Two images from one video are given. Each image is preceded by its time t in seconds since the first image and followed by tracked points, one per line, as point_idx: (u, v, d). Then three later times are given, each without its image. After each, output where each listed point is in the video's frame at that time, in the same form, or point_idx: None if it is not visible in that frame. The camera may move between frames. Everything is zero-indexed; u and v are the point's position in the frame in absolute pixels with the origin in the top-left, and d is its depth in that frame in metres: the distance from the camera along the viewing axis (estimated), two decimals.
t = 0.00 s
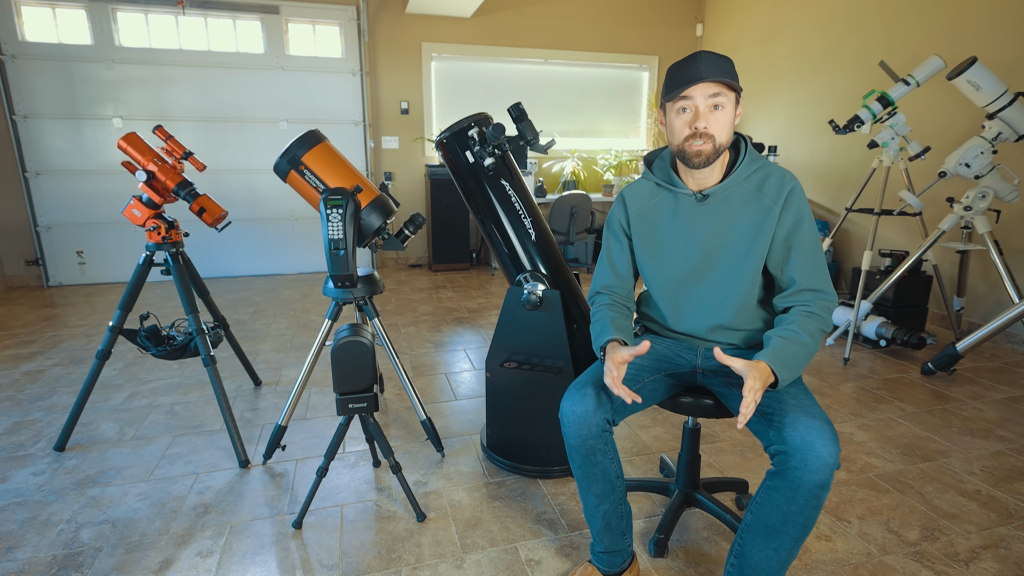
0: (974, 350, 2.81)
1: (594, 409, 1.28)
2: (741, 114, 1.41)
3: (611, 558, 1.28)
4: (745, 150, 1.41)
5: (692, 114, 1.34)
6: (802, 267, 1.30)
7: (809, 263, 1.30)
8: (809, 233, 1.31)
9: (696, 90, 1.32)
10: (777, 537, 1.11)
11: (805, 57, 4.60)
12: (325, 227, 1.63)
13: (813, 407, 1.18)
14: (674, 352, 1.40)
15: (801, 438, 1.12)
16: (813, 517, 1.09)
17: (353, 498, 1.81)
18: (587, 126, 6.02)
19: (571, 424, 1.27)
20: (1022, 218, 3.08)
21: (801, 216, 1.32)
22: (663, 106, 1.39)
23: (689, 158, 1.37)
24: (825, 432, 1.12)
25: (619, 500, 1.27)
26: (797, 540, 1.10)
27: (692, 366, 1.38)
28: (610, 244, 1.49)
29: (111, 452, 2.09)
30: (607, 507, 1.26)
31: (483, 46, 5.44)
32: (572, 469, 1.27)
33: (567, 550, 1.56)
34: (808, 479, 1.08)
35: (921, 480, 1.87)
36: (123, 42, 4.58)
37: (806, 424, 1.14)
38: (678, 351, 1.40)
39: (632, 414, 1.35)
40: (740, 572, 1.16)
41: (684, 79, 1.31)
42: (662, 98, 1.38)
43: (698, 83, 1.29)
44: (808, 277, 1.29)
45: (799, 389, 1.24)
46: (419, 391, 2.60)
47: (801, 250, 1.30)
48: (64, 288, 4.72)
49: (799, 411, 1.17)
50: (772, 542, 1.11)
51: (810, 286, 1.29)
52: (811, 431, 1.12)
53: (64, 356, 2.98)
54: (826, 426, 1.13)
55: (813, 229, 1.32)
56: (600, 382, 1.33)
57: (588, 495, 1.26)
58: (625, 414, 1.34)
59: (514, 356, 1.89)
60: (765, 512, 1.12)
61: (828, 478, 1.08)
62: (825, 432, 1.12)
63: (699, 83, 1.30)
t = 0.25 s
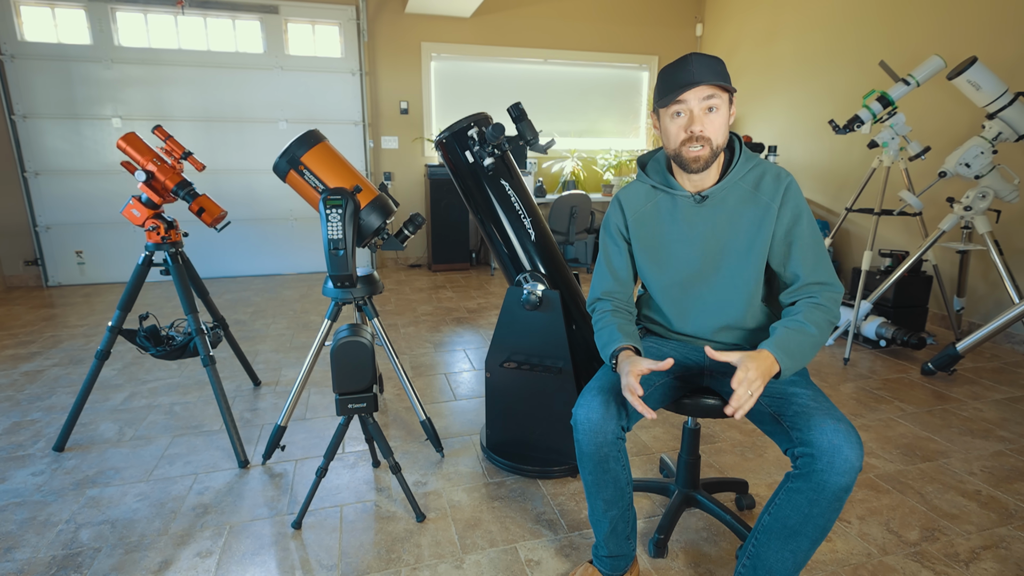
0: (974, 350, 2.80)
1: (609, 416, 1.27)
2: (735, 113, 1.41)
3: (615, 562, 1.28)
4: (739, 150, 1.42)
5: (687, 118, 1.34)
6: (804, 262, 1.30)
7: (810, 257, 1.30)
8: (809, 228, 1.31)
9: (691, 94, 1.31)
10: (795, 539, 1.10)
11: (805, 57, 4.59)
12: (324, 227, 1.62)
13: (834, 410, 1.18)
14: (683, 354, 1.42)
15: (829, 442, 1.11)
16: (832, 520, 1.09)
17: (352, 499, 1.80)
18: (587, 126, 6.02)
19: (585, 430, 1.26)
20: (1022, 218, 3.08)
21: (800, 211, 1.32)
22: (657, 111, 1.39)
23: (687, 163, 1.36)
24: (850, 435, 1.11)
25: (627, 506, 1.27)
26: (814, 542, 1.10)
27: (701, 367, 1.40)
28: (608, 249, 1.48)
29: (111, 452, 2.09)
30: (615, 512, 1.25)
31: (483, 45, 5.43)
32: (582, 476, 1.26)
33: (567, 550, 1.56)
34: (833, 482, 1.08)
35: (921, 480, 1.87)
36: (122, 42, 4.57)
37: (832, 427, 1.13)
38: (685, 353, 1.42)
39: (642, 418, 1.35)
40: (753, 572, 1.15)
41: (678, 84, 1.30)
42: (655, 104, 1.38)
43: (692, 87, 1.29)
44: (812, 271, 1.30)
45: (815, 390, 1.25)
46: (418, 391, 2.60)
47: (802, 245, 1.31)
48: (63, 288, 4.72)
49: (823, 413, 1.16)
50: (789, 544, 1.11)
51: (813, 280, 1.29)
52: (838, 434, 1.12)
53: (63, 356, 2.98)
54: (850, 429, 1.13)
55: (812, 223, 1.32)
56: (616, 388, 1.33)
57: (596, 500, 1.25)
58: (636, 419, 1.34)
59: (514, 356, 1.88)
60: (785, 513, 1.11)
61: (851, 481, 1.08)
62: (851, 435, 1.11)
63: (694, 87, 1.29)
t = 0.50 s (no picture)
0: (974, 350, 2.80)
1: (615, 417, 1.24)
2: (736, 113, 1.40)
3: (616, 563, 1.27)
4: (741, 150, 1.42)
5: (690, 119, 1.33)
6: (805, 258, 1.30)
7: (811, 253, 1.30)
8: (810, 224, 1.31)
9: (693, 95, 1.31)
10: (796, 539, 1.10)
11: (805, 57, 4.59)
12: (323, 227, 1.62)
13: (834, 409, 1.16)
14: (682, 353, 1.38)
15: (830, 442, 1.10)
16: (833, 519, 1.09)
17: (351, 499, 1.80)
18: (586, 126, 6.02)
19: (589, 432, 1.23)
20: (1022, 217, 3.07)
21: (801, 208, 1.32)
22: (658, 113, 1.38)
23: (691, 163, 1.36)
24: (851, 435, 1.10)
25: (628, 506, 1.26)
26: (815, 542, 1.10)
27: (702, 368, 1.36)
28: (609, 245, 1.46)
29: (110, 452, 2.08)
30: (617, 513, 1.24)
31: (482, 45, 5.43)
32: (585, 477, 1.24)
33: (567, 550, 1.56)
34: (834, 482, 1.07)
35: (922, 480, 1.87)
36: (121, 42, 4.57)
37: (833, 426, 1.12)
38: (687, 353, 1.38)
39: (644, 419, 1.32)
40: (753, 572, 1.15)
41: (680, 86, 1.30)
42: (657, 106, 1.37)
43: (695, 89, 1.28)
44: (814, 268, 1.30)
45: (815, 388, 1.23)
46: (418, 391, 2.60)
47: (802, 241, 1.31)
48: (62, 288, 4.72)
49: (823, 413, 1.15)
50: (790, 544, 1.11)
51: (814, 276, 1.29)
52: (839, 434, 1.10)
53: (63, 356, 2.98)
54: (851, 429, 1.12)
55: (813, 221, 1.32)
56: (621, 390, 1.28)
57: (598, 502, 1.23)
58: (638, 420, 1.31)
59: (514, 356, 1.88)
60: (785, 514, 1.11)
61: (853, 481, 1.07)
62: (852, 435, 1.10)
63: (696, 89, 1.29)
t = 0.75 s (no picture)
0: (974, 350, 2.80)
1: (604, 411, 1.25)
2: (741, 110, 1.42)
3: (614, 561, 1.27)
4: (742, 147, 1.42)
5: (695, 99, 1.34)
6: (802, 258, 1.30)
7: (808, 253, 1.30)
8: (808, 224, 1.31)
9: (701, 74, 1.32)
10: (779, 538, 1.10)
11: (805, 56, 4.59)
12: (323, 227, 1.61)
13: (814, 406, 1.16)
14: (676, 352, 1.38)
15: (804, 439, 1.10)
16: (815, 517, 1.08)
17: (351, 500, 1.80)
18: (586, 126, 6.02)
19: (580, 426, 1.25)
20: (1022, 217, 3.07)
21: (800, 207, 1.32)
22: (667, 93, 1.40)
23: (691, 143, 1.36)
24: (827, 431, 1.10)
25: (624, 503, 1.26)
26: (800, 540, 1.10)
27: (695, 366, 1.36)
28: (612, 238, 1.48)
29: (109, 453, 2.08)
30: (612, 510, 1.25)
31: (482, 45, 5.43)
32: (578, 472, 1.25)
33: (566, 551, 1.55)
34: (811, 479, 1.07)
35: (922, 481, 1.87)
36: (121, 42, 4.57)
37: (809, 424, 1.12)
38: (680, 352, 1.38)
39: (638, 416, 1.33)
40: (742, 572, 1.15)
41: (689, 63, 1.32)
42: (666, 85, 1.39)
43: (702, 65, 1.30)
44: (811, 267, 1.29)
45: (798, 385, 1.23)
46: (417, 391, 2.60)
47: (799, 241, 1.31)
48: (62, 288, 4.72)
49: (800, 410, 1.15)
50: (774, 543, 1.10)
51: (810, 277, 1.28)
52: (814, 431, 1.11)
53: (62, 356, 2.98)
54: (828, 425, 1.12)
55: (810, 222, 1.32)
56: (610, 384, 1.29)
57: (592, 498, 1.24)
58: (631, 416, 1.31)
59: (513, 356, 1.88)
60: (768, 512, 1.11)
61: (830, 478, 1.07)
62: (828, 431, 1.10)
63: (704, 67, 1.31)
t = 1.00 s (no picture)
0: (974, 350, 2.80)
1: (588, 405, 1.26)
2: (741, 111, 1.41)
3: (610, 558, 1.27)
4: (743, 148, 1.42)
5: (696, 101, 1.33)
6: (801, 258, 1.29)
7: (807, 252, 1.29)
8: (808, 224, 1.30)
9: (701, 77, 1.32)
10: (761, 535, 1.10)
11: (805, 56, 4.58)
12: (322, 227, 1.61)
13: (791, 403, 1.16)
14: (671, 349, 1.38)
15: (776, 436, 1.11)
16: (794, 513, 1.08)
17: (350, 500, 1.80)
18: (586, 125, 6.01)
19: (565, 420, 1.25)
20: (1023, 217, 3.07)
21: (800, 206, 1.31)
22: (668, 95, 1.39)
23: (691, 143, 1.36)
24: (801, 428, 1.10)
25: (617, 498, 1.26)
26: (783, 537, 1.09)
27: (687, 363, 1.35)
28: (614, 235, 1.48)
29: (108, 453, 2.08)
30: (605, 505, 1.25)
31: (481, 45, 5.43)
32: (568, 467, 1.26)
33: (565, 551, 1.55)
34: (785, 476, 1.08)
35: (922, 481, 1.86)
36: (120, 42, 4.57)
37: (782, 420, 1.13)
38: (673, 349, 1.38)
39: (628, 411, 1.33)
40: (730, 572, 1.15)
41: (689, 65, 1.32)
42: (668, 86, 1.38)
43: (703, 69, 1.30)
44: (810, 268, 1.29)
45: (781, 382, 1.22)
46: (417, 391, 2.59)
47: (800, 240, 1.30)
48: (61, 288, 4.71)
49: (775, 407, 1.15)
50: (757, 541, 1.11)
51: (808, 277, 1.28)
52: (787, 428, 1.11)
53: (61, 356, 2.98)
54: (802, 421, 1.11)
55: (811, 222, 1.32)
56: (596, 379, 1.30)
57: (585, 493, 1.25)
58: (620, 412, 1.32)
59: (513, 357, 1.87)
60: (749, 510, 1.12)
61: (805, 473, 1.07)
62: (801, 427, 1.10)
63: (704, 70, 1.30)
